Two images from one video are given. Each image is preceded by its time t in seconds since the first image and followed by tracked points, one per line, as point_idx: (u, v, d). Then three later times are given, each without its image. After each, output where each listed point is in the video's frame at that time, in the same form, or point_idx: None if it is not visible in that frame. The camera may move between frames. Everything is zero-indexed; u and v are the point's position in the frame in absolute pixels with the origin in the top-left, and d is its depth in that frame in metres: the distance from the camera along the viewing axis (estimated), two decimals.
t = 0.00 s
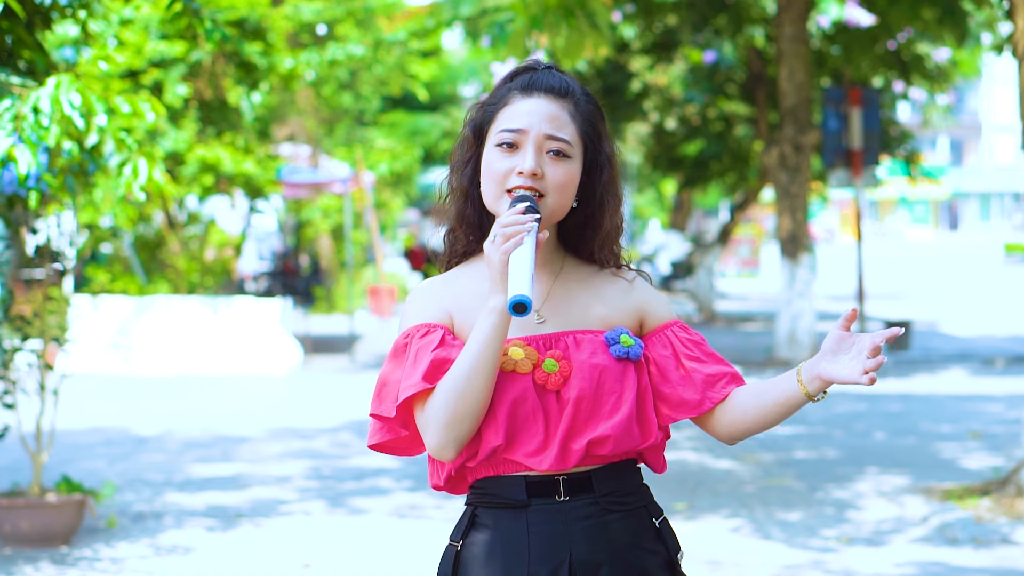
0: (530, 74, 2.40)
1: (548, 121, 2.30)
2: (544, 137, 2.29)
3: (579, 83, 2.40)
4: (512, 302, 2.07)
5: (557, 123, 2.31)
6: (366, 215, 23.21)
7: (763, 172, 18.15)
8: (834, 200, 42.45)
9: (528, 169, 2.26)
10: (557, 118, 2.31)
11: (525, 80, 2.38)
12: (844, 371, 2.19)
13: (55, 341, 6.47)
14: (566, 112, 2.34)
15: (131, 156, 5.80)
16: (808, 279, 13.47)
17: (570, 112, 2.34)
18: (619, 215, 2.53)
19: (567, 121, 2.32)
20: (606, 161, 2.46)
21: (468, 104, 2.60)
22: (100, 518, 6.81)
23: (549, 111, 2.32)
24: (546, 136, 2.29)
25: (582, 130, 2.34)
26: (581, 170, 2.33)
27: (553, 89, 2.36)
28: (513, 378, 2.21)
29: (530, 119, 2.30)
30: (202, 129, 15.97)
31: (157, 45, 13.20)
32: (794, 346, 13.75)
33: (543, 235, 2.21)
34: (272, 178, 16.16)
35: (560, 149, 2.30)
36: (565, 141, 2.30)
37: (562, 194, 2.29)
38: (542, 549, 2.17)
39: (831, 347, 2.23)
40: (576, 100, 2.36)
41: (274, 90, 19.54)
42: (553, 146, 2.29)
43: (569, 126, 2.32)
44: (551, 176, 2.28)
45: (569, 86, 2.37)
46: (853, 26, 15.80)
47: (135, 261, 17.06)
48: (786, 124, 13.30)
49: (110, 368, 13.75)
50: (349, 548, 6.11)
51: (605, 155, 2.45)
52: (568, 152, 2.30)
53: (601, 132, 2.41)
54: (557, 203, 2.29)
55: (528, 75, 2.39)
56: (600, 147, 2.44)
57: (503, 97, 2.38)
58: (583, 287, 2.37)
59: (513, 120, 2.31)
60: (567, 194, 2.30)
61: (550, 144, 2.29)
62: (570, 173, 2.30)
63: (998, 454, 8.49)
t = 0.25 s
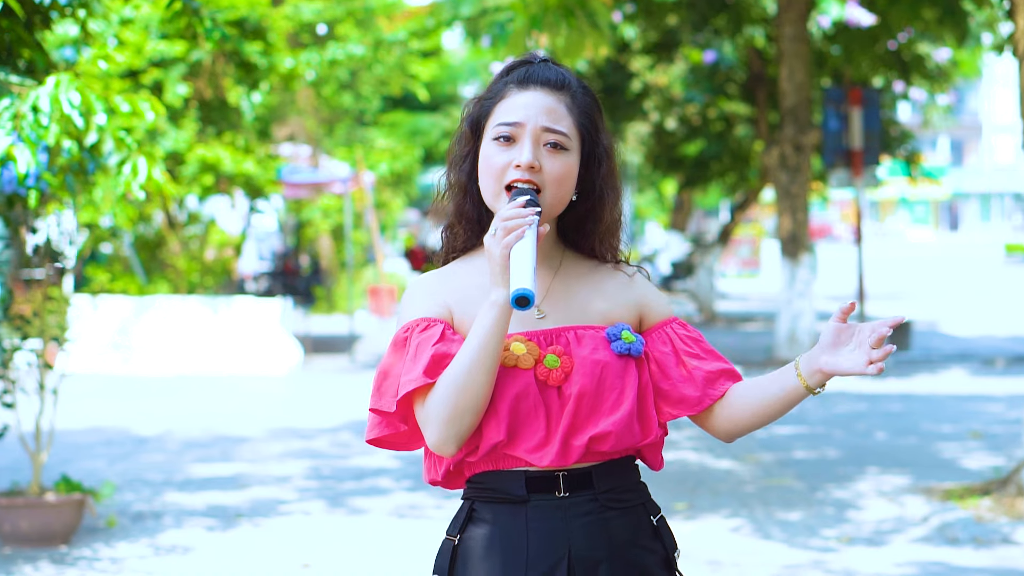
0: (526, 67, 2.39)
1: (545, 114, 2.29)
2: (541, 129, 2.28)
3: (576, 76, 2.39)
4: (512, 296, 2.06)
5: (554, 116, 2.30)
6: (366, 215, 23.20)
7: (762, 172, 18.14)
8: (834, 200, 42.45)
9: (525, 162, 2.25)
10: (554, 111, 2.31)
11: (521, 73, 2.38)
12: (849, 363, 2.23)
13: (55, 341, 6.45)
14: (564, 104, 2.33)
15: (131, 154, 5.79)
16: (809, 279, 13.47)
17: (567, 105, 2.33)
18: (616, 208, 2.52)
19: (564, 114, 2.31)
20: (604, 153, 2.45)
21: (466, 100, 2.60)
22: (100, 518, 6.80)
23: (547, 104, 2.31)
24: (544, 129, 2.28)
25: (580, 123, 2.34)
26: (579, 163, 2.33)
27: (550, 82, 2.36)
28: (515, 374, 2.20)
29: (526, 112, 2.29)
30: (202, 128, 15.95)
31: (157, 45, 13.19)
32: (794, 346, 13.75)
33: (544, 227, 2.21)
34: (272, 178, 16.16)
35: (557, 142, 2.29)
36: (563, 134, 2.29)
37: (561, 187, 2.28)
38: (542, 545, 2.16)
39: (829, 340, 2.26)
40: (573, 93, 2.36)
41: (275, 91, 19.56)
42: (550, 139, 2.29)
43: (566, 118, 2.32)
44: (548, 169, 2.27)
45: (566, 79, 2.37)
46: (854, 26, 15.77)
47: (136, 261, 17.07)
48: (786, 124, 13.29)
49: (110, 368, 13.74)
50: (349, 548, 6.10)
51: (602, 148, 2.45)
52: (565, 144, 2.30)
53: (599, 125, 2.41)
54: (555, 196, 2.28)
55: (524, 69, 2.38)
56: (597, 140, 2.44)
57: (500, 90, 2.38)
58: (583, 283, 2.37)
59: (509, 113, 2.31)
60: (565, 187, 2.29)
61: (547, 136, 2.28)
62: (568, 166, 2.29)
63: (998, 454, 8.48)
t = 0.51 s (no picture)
0: (525, 63, 2.39)
1: (544, 109, 2.29)
2: (541, 124, 2.27)
3: (575, 71, 2.39)
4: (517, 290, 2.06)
5: (553, 110, 2.29)
6: (366, 215, 23.19)
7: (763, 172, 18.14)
8: (835, 200, 42.45)
9: (525, 157, 2.24)
10: (554, 106, 2.30)
11: (520, 69, 2.37)
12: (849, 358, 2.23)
13: (55, 341, 6.44)
14: (563, 99, 2.32)
15: (131, 153, 5.78)
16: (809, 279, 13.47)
17: (566, 99, 2.33)
18: (617, 203, 2.52)
19: (564, 109, 2.31)
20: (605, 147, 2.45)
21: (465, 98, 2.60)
22: (100, 518, 6.79)
23: (546, 98, 2.31)
24: (544, 124, 2.28)
25: (579, 118, 2.33)
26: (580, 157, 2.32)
27: (549, 76, 2.35)
28: (517, 371, 2.19)
29: (526, 108, 2.29)
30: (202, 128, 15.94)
31: (157, 45, 13.18)
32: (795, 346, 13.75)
33: (545, 223, 2.20)
34: (272, 178, 16.16)
35: (558, 137, 2.28)
36: (563, 128, 2.29)
37: (562, 181, 2.27)
38: (543, 542, 2.16)
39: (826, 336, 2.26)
40: (572, 88, 2.35)
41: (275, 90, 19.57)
42: (550, 134, 2.28)
43: (566, 112, 2.31)
44: (548, 164, 2.26)
45: (565, 74, 2.36)
46: (855, 26, 15.75)
47: (136, 261, 17.07)
48: (787, 123, 13.27)
49: (109, 368, 13.73)
50: (349, 547, 6.09)
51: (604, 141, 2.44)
52: (565, 139, 2.29)
53: (599, 119, 2.40)
54: (556, 191, 2.27)
55: (523, 64, 2.38)
56: (598, 134, 2.44)
57: (498, 87, 2.37)
58: (585, 279, 2.36)
59: (508, 109, 2.30)
60: (566, 181, 2.28)
61: (547, 131, 2.28)
62: (569, 161, 2.29)
63: (999, 454, 8.47)
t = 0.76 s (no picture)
0: (522, 64, 2.39)
1: (543, 109, 2.29)
2: (540, 124, 2.27)
3: (572, 71, 2.39)
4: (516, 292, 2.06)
5: (552, 111, 2.29)
6: (367, 216, 23.19)
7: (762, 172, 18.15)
8: (835, 201, 42.50)
9: (525, 158, 2.24)
10: (552, 106, 2.30)
11: (516, 71, 2.37)
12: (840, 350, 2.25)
13: (55, 341, 6.43)
14: (561, 99, 2.32)
15: (130, 154, 5.78)
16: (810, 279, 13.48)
17: (564, 99, 2.33)
18: (615, 203, 2.52)
19: (562, 109, 2.30)
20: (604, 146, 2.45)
21: (462, 101, 2.60)
22: (100, 518, 6.79)
23: (544, 98, 2.31)
24: (542, 125, 2.28)
25: (578, 117, 2.33)
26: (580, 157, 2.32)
27: (546, 77, 2.35)
28: (518, 373, 2.19)
29: (524, 109, 2.29)
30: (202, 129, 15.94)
31: (157, 46, 13.17)
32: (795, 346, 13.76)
33: (544, 223, 2.20)
34: (272, 179, 16.18)
35: (558, 137, 2.28)
36: (562, 128, 2.29)
37: (562, 181, 2.27)
38: (540, 543, 2.16)
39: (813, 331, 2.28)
40: (569, 87, 2.35)
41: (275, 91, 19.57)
42: (549, 134, 2.28)
43: (564, 112, 2.31)
44: (548, 166, 2.26)
45: (562, 73, 2.36)
46: (855, 26, 15.74)
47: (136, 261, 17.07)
48: (787, 124, 13.27)
49: (110, 368, 13.74)
50: (349, 548, 6.09)
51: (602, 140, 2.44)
52: (565, 138, 2.29)
53: (597, 117, 2.40)
54: (556, 192, 2.27)
55: (520, 65, 2.38)
56: (597, 133, 2.43)
57: (496, 88, 2.37)
58: (584, 280, 2.36)
59: (507, 111, 2.30)
60: (566, 181, 2.28)
61: (546, 131, 2.28)
62: (569, 160, 2.28)
63: (999, 454, 8.47)
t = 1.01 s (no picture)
0: (515, 64, 2.39)
1: (540, 108, 2.28)
2: (539, 124, 2.27)
3: (567, 70, 2.39)
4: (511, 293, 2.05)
5: (550, 110, 2.29)
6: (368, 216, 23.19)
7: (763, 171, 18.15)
8: (836, 200, 42.51)
9: (525, 159, 2.24)
10: (549, 105, 2.30)
11: (511, 71, 2.37)
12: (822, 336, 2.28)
13: (55, 342, 6.43)
14: (557, 97, 2.32)
15: (130, 154, 5.77)
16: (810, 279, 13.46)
17: (560, 97, 2.32)
18: (613, 202, 2.52)
19: (560, 108, 2.30)
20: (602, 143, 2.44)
21: (458, 103, 2.60)
22: (100, 518, 6.79)
23: (541, 97, 2.30)
24: (540, 124, 2.27)
25: (575, 114, 2.33)
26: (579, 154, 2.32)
27: (541, 76, 2.35)
28: (516, 373, 2.19)
29: (522, 109, 2.28)
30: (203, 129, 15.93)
31: (158, 46, 13.17)
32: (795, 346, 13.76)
33: (542, 223, 2.20)
34: (273, 178, 16.23)
35: (556, 135, 2.28)
36: (560, 126, 2.28)
37: (562, 180, 2.27)
38: (537, 543, 2.15)
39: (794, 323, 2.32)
40: (565, 85, 2.35)
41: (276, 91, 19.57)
42: (548, 133, 2.28)
43: (561, 111, 2.31)
44: (549, 165, 2.25)
45: (557, 72, 2.36)
46: (856, 26, 15.72)
47: (137, 261, 17.08)
48: (787, 124, 13.26)
49: (110, 368, 13.75)
50: (349, 548, 6.09)
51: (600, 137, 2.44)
52: (564, 137, 2.28)
53: (594, 114, 2.40)
54: (557, 191, 2.26)
55: (514, 66, 2.38)
56: (595, 130, 2.43)
57: (491, 90, 2.37)
58: (584, 280, 2.35)
59: (504, 112, 2.29)
60: (567, 180, 2.27)
61: (545, 130, 2.27)
62: (568, 158, 2.28)
63: (1000, 454, 8.46)
